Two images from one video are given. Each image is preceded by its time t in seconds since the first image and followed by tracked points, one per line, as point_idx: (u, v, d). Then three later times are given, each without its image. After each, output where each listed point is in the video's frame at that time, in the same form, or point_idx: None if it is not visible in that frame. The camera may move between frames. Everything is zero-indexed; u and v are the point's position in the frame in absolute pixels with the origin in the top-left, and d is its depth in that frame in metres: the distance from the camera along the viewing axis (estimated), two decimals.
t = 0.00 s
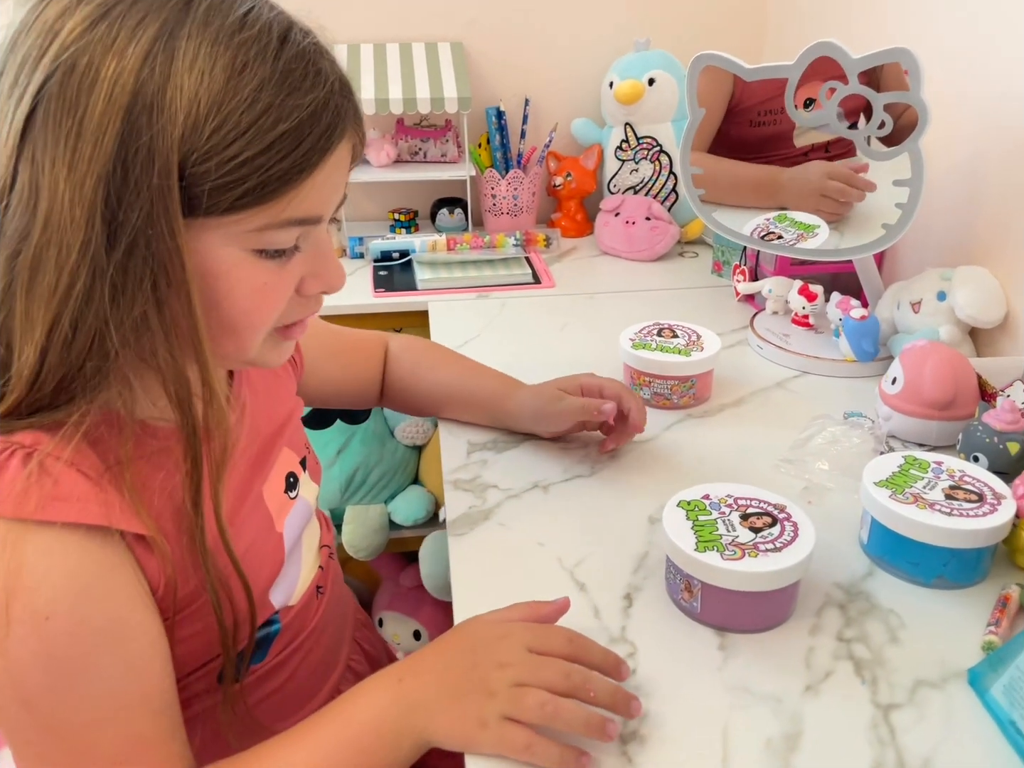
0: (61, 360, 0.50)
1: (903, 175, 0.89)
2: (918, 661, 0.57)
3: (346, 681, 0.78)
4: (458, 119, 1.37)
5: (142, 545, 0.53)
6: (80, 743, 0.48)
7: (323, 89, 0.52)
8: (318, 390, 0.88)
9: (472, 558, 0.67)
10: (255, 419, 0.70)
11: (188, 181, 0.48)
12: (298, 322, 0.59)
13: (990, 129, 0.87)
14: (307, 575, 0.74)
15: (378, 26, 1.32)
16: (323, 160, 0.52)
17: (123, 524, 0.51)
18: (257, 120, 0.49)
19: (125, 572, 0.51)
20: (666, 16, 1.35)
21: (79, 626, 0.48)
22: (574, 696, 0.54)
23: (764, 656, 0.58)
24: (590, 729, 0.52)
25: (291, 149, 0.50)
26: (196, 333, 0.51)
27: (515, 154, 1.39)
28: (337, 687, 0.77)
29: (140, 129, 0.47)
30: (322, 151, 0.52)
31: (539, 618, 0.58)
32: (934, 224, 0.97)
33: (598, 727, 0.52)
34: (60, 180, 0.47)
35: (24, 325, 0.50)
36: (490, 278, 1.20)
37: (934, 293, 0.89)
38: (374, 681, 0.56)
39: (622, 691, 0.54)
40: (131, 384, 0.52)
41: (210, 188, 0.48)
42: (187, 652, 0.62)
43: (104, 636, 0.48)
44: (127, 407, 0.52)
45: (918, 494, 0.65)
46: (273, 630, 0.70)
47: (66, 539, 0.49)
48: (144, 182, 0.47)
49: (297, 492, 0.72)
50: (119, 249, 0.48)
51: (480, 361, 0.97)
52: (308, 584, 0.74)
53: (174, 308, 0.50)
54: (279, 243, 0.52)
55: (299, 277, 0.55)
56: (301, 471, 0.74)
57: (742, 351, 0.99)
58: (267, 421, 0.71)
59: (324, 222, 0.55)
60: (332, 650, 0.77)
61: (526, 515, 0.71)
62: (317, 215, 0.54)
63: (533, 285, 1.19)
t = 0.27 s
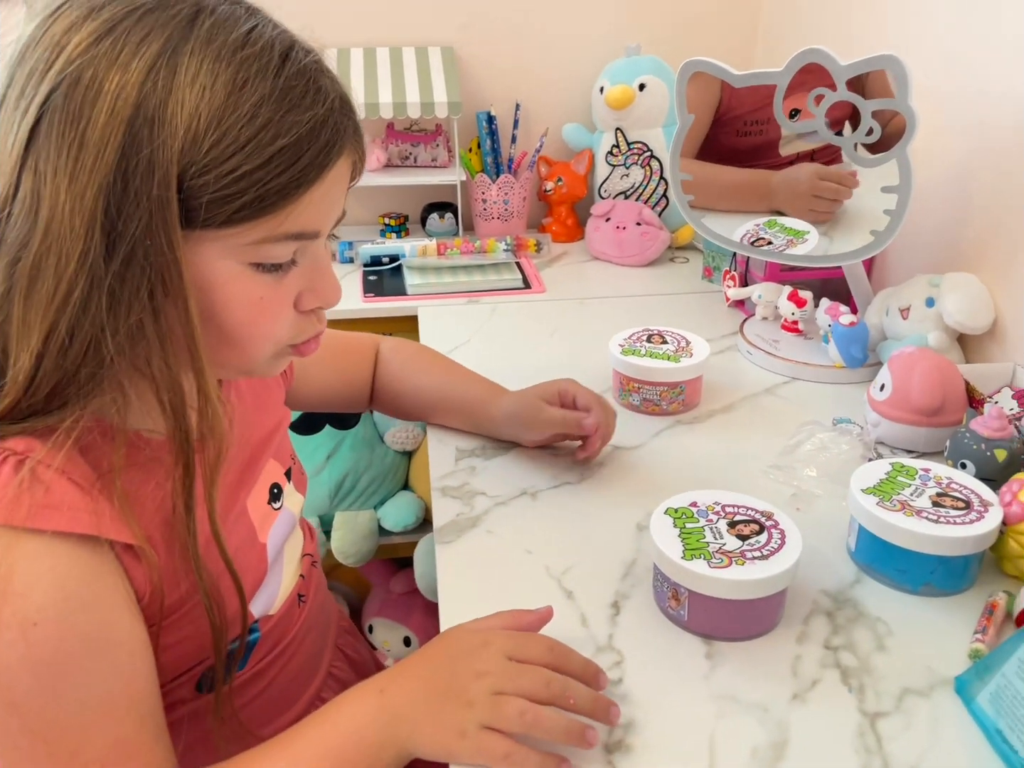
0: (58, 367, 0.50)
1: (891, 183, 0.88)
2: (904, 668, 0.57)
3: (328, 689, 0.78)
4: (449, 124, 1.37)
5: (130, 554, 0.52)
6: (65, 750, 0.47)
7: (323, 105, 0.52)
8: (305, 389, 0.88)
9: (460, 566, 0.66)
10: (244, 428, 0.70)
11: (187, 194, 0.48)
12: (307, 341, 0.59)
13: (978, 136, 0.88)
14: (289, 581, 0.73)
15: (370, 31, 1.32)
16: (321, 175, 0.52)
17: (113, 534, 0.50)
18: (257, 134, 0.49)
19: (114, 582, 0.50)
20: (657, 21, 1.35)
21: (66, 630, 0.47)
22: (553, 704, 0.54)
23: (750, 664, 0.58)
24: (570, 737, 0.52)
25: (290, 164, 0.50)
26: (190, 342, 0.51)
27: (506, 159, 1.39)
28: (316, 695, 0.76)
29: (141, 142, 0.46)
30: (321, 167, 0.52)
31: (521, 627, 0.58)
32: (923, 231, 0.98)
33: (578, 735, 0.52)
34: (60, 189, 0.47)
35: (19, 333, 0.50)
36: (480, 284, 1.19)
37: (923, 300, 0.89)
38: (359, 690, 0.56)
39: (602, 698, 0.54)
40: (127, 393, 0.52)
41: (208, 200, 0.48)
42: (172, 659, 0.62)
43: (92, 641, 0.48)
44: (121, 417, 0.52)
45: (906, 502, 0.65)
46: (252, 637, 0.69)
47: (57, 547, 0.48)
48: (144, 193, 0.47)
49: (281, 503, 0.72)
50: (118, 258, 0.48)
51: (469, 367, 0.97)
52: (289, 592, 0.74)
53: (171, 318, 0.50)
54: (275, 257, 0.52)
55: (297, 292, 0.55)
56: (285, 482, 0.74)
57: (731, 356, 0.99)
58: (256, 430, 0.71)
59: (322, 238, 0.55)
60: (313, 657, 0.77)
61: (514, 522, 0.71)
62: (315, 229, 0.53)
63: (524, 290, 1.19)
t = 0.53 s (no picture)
0: (37, 374, 0.50)
1: (879, 188, 0.88)
2: (893, 674, 0.57)
3: (311, 692, 0.78)
4: (440, 128, 1.37)
5: (109, 564, 0.52)
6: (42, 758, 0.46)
7: (303, 113, 0.52)
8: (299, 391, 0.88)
9: (448, 572, 0.66)
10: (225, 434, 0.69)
11: (165, 200, 0.47)
12: (289, 347, 0.59)
13: (966, 142, 0.88)
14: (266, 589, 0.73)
15: (361, 34, 1.32)
16: (300, 182, 0.52)
17: (92, 543, 0.50)
18: (236, 141, 0.49)
19: (93, 591, 0.50)
20: (649, 26, 1.36)
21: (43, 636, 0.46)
22: (544, 710, 0.53)
23: (739, 670, 0.57)
24: (563, 744, 0.52)
25: (268, 171, 0.50)
26: (167, 347, 0.50)
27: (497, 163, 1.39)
28: (298, 700, 0.76)
29: (119, 148, 0.46)
30: (301, 174, 0.52)
31: (511, 634, 0.58)
32: (912, 236, 0.98)
33: (569, 740, 0.52)
34: (38, 196, 0.47)
35: None
36: (471, 288, 1.19)
37: (912, 304, 0.89)
38: (346, 697, 0.55)
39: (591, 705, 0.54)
40: (104, 399, 0.51)
41: (186, 207, 0.48)
42: (153, 667, 0.62)
43: (71, 650, 0.47)
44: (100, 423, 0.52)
45: (895, 507, 0.65)
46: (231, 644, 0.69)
47: (36, 558, 0.48)
48: (122, 198, 0.46)
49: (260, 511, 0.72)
50: (95, 264, 0.48)
51: (459, 371, 0.97)
52: (269, 597, 0.74)
53: (149, 325, 0.50)
54: (256, 264, 0.52)
55: (277, 300, 0.55)
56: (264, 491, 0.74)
57: (722, 361, 0.99)
58: (237, 437, 0.71)
59: (302, 244, 0.55)
60: (295, 663, 0.77)
61: (504, 527, 0.71)
62: (295, 236, 0.53)
63: (516, 294, 1.18)
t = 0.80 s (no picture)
0: (18, 381, 0.50)
1: (870, 192, 0.89)
2: (885, 679, 0.57)
3: (298, 701, 0.78)
4: (433, 132, 1.37)
5: (90, 569, 0.52)
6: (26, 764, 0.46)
7: (281, 108, 0.52)
8: (289, 397, 0.87)
9: (440, 576, 0.66)
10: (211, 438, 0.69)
11: (141, 200, 0.47)
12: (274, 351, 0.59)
13: (957, 147, 0.88)
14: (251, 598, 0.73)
15: (354, 38, 1.32)
16: (280, 178, 0.52)
17: (71, 548, 0.50)
18: (211, 139, 0.48)
19: (73, 595, 0.49)
20: (641, 31, 1.36)
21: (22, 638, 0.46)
22: (536, 714, 0.53)
23: (731, 675, 0.57)
24: (557, 748, 0.52)
25: (245, 169, 0.50)
26: (147, 349, 0.50)
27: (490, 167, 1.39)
28: (283, 709, 0.76)
29: (93, 148, 0.46)
30: (279, 170, 0.52)
31: (502, 638, 0.58)
32: (903, 241, 0.98)
33: (562, 744, 0.52)
34: (15, 199, 0.47)
35: None
36: (464, 292, 1.19)
37: (903, 309, 0.89)
38: (336, 702, 0.55)
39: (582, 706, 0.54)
40: (85, 404, 0.51)
41: (163, 206, 0.48)
42: (136, 672, 0.61)
43: (55, 655, 0.47)
44: (82, 428, 0.52)
45: (886, 511, 0.65)
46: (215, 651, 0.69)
47: (16, 563, 0.47)
48: (97, 200, 0.46)
49: (246, 517, 0.71)
50: (73, 267, 0.47)
51: (452, 375, 0.97)
52: (254, 603, 0.73)
53: (129, 328, 0.50)
54: (238, 263, 0.52)
55: (263, 299, 0.54)
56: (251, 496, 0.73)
57: (714, 365, 1.00)
58: (224, 442, 0.70)
59: (287, 243, 0.55)
60: (280, 672, 0.76)
61: (496, 531, 0.71)
62: (278, 234, 0.53)
63: (508, 298, 1.18)
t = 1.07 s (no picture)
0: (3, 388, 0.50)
1: (863, 200, 0.90)
2: (877, 684, 0.57)
3: (296, 704, 0.78)
4: (429, 138, 1.38)
5: (85, 570, 0.52)
6: None
7: (262, 116, 0.52)
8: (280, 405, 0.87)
9: (435, 582, 0.66)
10: (201, 444, 0.69)
11: (122, 205, 0.47)
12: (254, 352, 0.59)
13: (949, 155, 0.89)
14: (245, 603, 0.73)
15: (351, 45, 1.33)
16: (261, 185, 0.52)
17: (67, 550, 0.50)
18: (192, 145, 0.49)
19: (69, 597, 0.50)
20: (636, 39, 1.37)
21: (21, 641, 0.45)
22: (534, 719, 0.53)
23: (726, 680, 0.58)
24: (553, 753, 0.52)
25: (227, 175, 0.50)
26: (132, 353, 0.50)
27: (486, 173, 1.39)
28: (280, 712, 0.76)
29: (74, 153, 0.46)
30: (260, 177, 0.52)
31: (500, 646, 0.58)
32: (896, 248, 0.99)
33: (558, 750, 0.52)
34: None
35: None
36: (459, 297, 1.20)
37: (896, 315, 0.90)
38: (331, 708, 0.55)
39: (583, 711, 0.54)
40: (71, 410, 0.51)
41: (143, 211, 0.48)
42: (128, 677, 0.61)
43: (53, 659, 0.47)
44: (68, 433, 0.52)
45: (878, 517, 0.65)
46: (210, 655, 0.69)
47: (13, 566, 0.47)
48: (78, 205, 0.47)
49: (237, 523, 0.72)
50: (55, 271, 0.48)
51: (448, 381, 0.97)
52: (247, 607, 0.74)
53: (112, 333, 0.50)
54: (222, 270, 0.52)
55: (245, 305, 0.55)
56: (241, 502, 0.74)
57: (709, 371, 1.00)
58: (214, 447, 0.70)
59: (271, 248, 0.55)
60: (277, 676, 0.77)
61: (492, 537, 0.71)
62: (261, 240, 0.53)
63: (504, 304, 1.19)
